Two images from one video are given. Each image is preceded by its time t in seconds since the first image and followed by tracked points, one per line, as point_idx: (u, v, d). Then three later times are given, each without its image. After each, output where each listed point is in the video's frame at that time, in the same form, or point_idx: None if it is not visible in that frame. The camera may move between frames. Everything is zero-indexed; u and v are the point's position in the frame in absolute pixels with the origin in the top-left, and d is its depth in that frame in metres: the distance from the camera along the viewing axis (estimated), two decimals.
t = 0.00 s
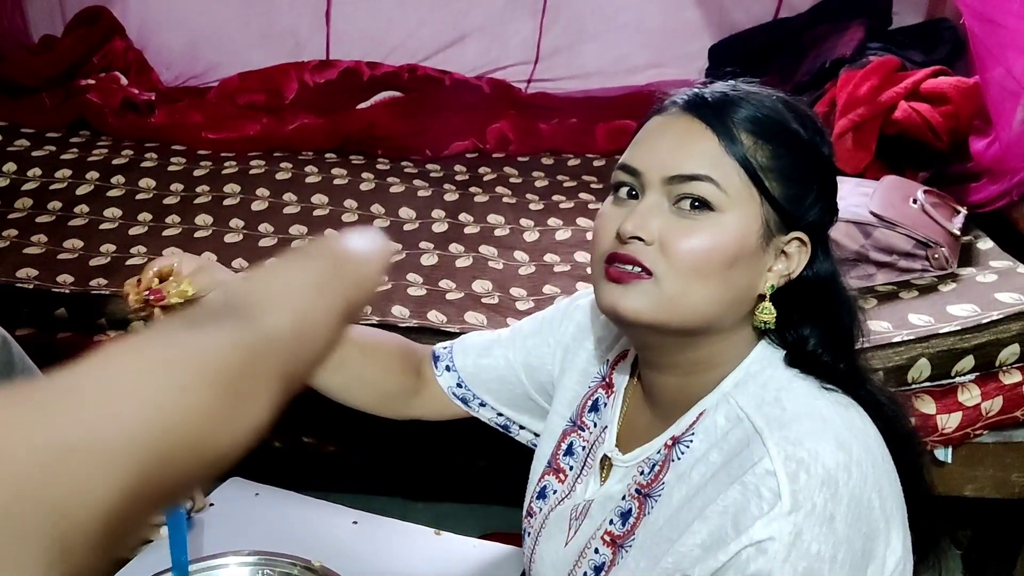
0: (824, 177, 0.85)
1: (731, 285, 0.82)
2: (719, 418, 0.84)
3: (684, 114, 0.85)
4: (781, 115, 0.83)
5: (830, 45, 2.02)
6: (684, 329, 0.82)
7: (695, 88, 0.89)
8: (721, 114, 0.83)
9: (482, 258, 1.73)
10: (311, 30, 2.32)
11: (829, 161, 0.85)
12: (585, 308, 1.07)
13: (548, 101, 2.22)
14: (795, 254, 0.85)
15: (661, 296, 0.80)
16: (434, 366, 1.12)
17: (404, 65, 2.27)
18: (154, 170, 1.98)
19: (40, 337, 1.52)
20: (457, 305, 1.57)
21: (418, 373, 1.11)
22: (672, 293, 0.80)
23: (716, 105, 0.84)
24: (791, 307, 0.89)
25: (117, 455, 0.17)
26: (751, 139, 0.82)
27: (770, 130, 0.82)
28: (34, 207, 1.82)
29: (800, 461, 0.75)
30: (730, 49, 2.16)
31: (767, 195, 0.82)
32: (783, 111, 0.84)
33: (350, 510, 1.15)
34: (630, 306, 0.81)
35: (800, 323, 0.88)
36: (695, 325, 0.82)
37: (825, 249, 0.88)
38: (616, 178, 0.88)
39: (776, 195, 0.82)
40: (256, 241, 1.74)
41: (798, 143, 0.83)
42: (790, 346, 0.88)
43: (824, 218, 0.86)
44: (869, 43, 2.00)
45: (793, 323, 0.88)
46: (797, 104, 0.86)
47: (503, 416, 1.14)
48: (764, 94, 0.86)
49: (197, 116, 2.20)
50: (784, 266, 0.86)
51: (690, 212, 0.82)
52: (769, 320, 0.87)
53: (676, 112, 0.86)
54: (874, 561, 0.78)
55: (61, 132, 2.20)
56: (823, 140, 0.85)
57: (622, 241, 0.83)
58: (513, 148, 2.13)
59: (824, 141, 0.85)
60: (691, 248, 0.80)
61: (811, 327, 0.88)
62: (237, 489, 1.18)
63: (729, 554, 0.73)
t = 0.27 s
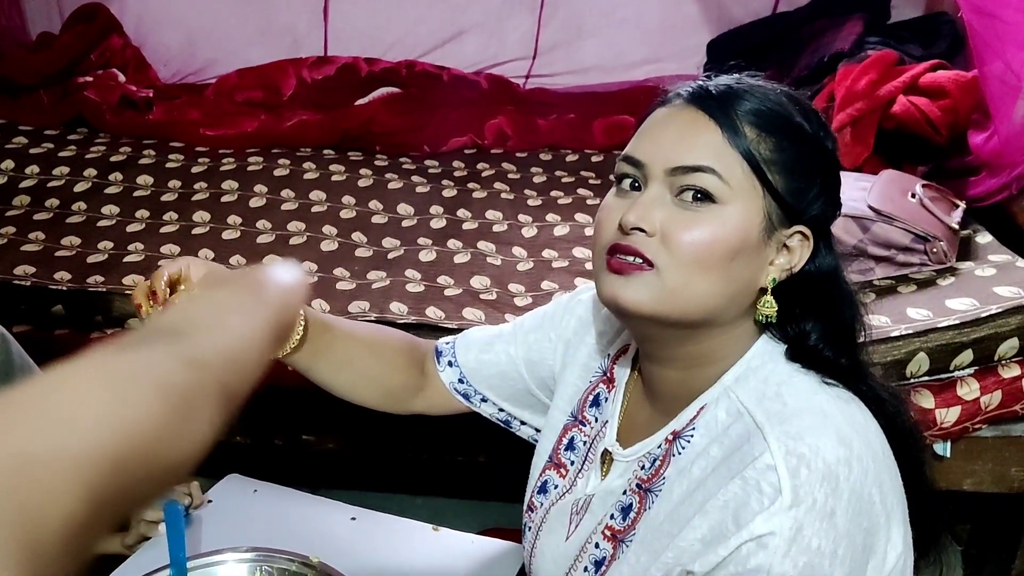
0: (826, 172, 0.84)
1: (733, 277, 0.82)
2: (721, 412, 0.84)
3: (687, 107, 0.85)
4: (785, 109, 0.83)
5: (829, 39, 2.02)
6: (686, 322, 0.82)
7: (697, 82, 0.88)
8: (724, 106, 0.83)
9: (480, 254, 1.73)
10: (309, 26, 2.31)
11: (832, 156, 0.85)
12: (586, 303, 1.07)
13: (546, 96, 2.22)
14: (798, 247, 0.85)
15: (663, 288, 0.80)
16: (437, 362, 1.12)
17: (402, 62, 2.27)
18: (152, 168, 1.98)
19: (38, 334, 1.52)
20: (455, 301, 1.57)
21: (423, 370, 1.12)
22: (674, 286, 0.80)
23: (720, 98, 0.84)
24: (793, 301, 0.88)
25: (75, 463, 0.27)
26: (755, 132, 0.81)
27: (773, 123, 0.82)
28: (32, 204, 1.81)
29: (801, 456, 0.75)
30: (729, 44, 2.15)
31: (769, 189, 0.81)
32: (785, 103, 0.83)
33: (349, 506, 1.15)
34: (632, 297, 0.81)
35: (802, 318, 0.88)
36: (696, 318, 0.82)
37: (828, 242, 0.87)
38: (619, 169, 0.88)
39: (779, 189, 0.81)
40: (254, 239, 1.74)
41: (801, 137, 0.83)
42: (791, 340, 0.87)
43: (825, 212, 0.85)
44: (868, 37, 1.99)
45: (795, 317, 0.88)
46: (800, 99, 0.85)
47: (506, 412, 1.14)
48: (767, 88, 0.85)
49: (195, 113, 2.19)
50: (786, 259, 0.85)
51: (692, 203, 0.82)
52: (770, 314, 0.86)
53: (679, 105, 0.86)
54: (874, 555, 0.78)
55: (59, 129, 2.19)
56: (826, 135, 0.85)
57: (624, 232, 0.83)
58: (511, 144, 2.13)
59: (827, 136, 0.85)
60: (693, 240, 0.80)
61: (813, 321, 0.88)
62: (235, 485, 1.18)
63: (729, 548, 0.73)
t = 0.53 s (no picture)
0: (827, 167, 0.84)
1: (733, 273, 0.82)
2: (722, 408, 0.84)
3: (686, 102, 0.84)
4: (785, 103, 0.83)
5: (830, 34, 2.01)
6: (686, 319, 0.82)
7: (696, 77, 0.88)
8: (723, 102, 0.82)
9: (481, 250, 1.73)
10: (309, 23, 2.31)
11: (832, 151, 0.85)
12: (588, 302, 1.07)
13: (547, 92, 2.21)
14: (798, 242, 0.85)
15: (663, 284, 0.80)
16: (442, 367, 1.13)
17: (403, 58, 2.26)
18: (153, 165, 1.98)
19: (39, 332, 1.52)
20: (456, 297, 1.56)
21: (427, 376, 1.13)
22: (674, 281, 0.80)
23: (719, 93, 0.83)
24: (794, 296, 0.88)
25: (71, 456, 0.31)
26: (754, 127, 0.81)
27: (773, 118, 0.82)
28: (32, 202, 1.81)
29: (802, 451, 0.75)
30: (730, 39, 2.14)
31: (770, 184, 0.81)
32: (784, 99, 0.83)
33: (350, 503, 1.14)
34: (631, 293, 0.80)
35: (803, 313, 0.88)
36: (697, 314, 0.82)
37: (828, 237, 0.87)
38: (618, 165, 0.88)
39: (779, 184, 0.81)
40: (255, 236, 1.74)
41: (801, 132, 0.82)
42: (793, 335, 0.87)
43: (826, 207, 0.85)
44: (869, 32, 1.99)
45: (796, 312, 0.88)
46: (801, 94, 0.85)
47: (511, 415, 1.13)
48: (767, 83, 0.85)
49: (196, 111, 2.19)
50: (786, 254, 0.85)
51: (691, 198, 0.82)
52: (771, 309, 0.86)
53: (678, 100, 0.86)
54: (877, 550, 0.78)
55: (60, 127, 2.19)
56: (827, 130, 0.84)
57: (624, 228, 0.82)
58: (512, 140, 2.13)
59: (827, 131, 0.85)
60: (695, 236, 0.79)
61: (814, 316, 0.87)
62: (236, 483, 1.18)
63: (731, 544, 0.73)
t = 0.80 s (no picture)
0: (828, 162, 0.84)
1: (736, 268, 0.81)
2: (726, 404, 0.84)
3: (687, 98, 0.84)
4: (785, 99, 0.83)
5: (833, 31, 2.01)
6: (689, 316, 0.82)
7: (696, 73, 0.88)
8: (724, 98, 0.82)
9: (484, 249, 1.73)
10: (311, 22, 2.31)
11: (832, 147, 0.85)
12: (591, 306, 1.08)
13: (550, 91, 2.21)
14: (800, 237, 0.85)
15: (665, 280, 0.80)
16: (450, 381, 1.14)
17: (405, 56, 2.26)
18: (156, 164, 1.98)
19: (42, 331, 1.52)
20: (460, 296, 1.56)
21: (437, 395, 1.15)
22: (676, 277, 0.80)
23: (720, 89, 0.83)
24: (797, 291, 0.88)
25: (74, 445, 0.35)
26: (755, 122, 0.81)
27: (773, 114, 0.82)
28: (35, 201, 1.81)
29: (807, 446, 0.75)
30: (733, 36, 2.14)
31: (771, 179, 0.81)
32: (784, 95, 0.83)
33: (354, 501, 1.14)
34: (634, 290, 0.80)
35: (806, 308, 0.88)
36: (699, 311, 0.81)
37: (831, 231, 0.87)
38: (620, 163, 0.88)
39: (780, 179, 0.81)
40: (258, 235, 1.74)
41: (801, 128, 0.82)
42: (795, 331, 0.87)
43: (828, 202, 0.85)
44: (872, 29, 1.98)
45: (798, 308, 0.88)
46: (800, 90, 0.85)
47: (519, 424, 1.15)
48: (767, 79, 0.85)
49: (198, 110, 2.19)
50: (789, 249, 0.85)
51: (692, 195, 0.81)
52: (774, 304, 0.86)
53: (678, 96, 0.86)
54: (881, 544, 0.78)
55: (62, 126, 2.19)
56: (826, 126, 0.85)
57: (626, 225, 0.82)
58: (515, 139, 2.12)
59: (827, 127, 0.85)
60: (696, 233, 0.79)
61: (817, 311, 0.88)
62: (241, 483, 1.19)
63: (736, 538, 0.74)
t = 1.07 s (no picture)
0: (828, 164, 0.84)
1: (737, 270, 0.81)
2: (726, 404, 0.84)
3: (687, 101, 0.84)
4: (785, 101, 0.83)
5: (835, 33, 2.01)
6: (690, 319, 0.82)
7: (696, 76, 0.88)
8: (724, 100, 0.82)
9: (485, 252, 1.73)
10: (312, 25, 2.31)
11: (831, 148, 0.85)
12: (591, 312, 1.10)
13: (551, 93, 2.21)
14: (800, 239, 0.85)
15: (666, 282, 0.80)
16: (455, 393, 1.17)
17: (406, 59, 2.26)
18: (157, 167, 1.98)
19: (44, 334, 1.52)
20: (461, 298, 1.56)
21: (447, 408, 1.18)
22: (677, 278, 0.80)
23: (720, 91, 0.83)
24: (797, 292, 0.88)
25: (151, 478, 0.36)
26: (755, 125, 0.81)
27: (774, 117, 0.82)
28: (36, 204, 1.81)
29: (808, 446, 0.74)
30: (734, 38, 2.14)
31: (771, 182, 0.81)
32: (784, 97, 0.84)
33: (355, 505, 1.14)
34: (635, 292, 0.80)
35: (806, 309, 0.88)
36: (699, 313, 0.81)
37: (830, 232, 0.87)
38: (622, 165, 0.88)
39: (781, 181, 0.81)
40: (260, 238, 1.74)
41: (801, 130, 0.83)
42: (796, 333, 0.87)
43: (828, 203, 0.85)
44: (873, 31, 1.98)
45: (799, 309, 0.88)
46: (800, 93, 0.86)
47: (522, 432, 1.17)
48: (767, 82, 0.85)
49: (199, 113, 2.19)
50: (789, 251, 0.85)
51: (693, 198, 0.81)
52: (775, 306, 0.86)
53: (679, 99, 0.86)
54: (882, 546, 0.77)
55: (63, 129, 2.19)
56: (826, 128, 0.85)
57: (627, 227, 0.83)
58: (516, 141, 2.12)
59: (826, 129, 0.85)
60: (696, 235, 0.79)
61: (818, 312, 0.88)
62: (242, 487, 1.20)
63: (737, 539, 0.73)
